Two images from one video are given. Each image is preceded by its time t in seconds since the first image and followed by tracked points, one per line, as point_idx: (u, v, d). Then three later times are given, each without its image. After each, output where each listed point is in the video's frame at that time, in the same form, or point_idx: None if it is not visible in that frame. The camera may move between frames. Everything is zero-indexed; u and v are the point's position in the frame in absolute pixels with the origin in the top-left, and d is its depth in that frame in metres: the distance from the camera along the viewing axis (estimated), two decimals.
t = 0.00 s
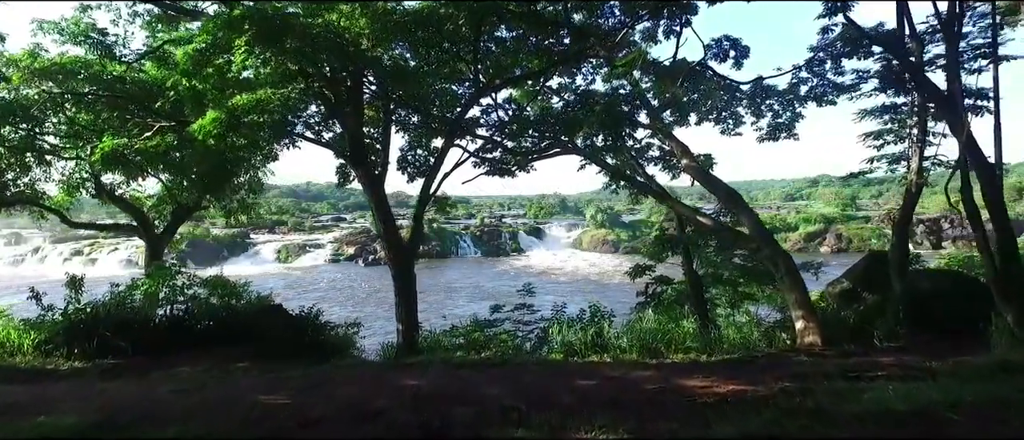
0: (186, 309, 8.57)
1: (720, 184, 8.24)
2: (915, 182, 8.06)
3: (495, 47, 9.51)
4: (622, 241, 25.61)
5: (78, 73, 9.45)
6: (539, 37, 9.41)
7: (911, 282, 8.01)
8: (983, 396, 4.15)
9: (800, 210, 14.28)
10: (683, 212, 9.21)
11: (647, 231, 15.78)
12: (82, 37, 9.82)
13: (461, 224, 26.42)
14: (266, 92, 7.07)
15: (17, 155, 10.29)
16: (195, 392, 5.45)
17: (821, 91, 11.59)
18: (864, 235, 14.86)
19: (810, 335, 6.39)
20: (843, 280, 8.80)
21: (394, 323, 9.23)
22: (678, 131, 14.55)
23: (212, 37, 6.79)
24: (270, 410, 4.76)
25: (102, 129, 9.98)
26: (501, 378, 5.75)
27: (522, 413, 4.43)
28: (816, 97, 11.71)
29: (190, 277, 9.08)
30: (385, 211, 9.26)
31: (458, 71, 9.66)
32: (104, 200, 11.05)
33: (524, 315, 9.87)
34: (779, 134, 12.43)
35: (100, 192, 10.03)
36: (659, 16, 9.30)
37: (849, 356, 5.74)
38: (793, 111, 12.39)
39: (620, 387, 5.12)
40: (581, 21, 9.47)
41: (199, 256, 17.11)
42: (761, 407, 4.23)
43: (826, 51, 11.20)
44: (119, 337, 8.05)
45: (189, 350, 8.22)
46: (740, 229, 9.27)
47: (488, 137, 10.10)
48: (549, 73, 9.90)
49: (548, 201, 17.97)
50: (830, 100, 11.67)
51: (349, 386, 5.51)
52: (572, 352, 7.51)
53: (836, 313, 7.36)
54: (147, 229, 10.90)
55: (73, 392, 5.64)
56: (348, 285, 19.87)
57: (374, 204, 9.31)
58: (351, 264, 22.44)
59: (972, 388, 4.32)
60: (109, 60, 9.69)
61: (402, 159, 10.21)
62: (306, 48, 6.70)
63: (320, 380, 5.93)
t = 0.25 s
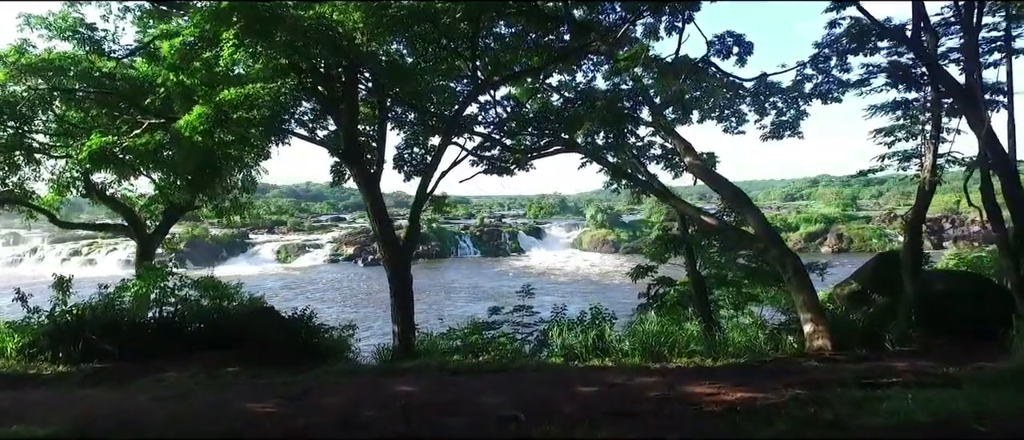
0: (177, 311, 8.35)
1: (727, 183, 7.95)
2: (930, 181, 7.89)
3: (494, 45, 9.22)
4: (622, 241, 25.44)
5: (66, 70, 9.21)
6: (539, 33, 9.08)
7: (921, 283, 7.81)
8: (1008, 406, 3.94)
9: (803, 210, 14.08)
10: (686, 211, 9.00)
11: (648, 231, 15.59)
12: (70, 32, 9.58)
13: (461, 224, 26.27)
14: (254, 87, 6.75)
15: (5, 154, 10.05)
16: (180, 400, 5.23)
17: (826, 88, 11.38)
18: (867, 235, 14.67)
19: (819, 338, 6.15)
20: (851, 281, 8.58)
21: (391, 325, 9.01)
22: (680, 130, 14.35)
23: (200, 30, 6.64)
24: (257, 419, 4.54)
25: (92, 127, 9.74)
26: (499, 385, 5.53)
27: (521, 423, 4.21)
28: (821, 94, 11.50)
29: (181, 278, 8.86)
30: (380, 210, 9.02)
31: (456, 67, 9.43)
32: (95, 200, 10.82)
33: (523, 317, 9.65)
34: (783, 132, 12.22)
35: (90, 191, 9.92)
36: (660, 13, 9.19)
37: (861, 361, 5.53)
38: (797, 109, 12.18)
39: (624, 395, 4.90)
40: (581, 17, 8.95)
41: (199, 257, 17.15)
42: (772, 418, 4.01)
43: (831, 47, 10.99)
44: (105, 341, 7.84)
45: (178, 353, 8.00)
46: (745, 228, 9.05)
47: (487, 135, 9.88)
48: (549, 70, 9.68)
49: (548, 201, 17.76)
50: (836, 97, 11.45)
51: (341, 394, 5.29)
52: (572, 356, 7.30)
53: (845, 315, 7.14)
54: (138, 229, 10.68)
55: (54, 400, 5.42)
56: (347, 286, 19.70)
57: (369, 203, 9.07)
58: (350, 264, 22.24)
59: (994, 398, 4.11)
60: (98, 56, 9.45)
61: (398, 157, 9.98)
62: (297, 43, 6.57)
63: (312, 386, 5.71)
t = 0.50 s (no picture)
0: (166, 313, 8.12)
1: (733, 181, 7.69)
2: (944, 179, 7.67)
3: (493, 41, 9.08)
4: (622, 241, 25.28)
5: (53, 65, 8.97)
6: (539, 29, 8.85)
7: (932, 283, 7.60)
8: None
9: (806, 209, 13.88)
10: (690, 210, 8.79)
11: (649, 231, 15.40)
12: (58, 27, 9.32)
13: (460, 224, 26.08)
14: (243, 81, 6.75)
15: None
16: (163, 407, 5.01)
17: (831, 85, 11.17)
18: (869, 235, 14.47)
19: (829, 342, 5.93)
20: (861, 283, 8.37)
21: (386, 327, 8.79)
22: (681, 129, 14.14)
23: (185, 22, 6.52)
24: (241, 429, 4.32)
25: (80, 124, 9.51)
26: (497, 391, 5.31)
27: (519, 434, 3.99)
28: (826, 91, 11.28)
29: (172, 279, 8.65)
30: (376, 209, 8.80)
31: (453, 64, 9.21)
32: (85, 199, 10.59)
33: (522, 319, 9.42)
34: (787, 130, 12.03)
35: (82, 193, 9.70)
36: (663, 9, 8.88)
37: (873, 366, 5.31)
38: (801, 107, 11.98)
39: (627, 402, 4.68)
40: (581, 13, 8.80)
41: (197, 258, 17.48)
42: (785, 428, 3.79)
43: (837, 44, 10.78)
44: (90, 344, 7.60)
45: (167, 357, 7.77)
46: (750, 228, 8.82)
47: (485, 133, 9.66)
48: (548, 67, 9.46)
49: (548, 201, 17.57)
50: (840, 94, 11.25)
51: (332, 400, 5.08)
52: (572, 360, 7.08)
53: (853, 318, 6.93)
54: (129, 229, 10.44)
55: (32, 407, 5.20)
56: (347, 286, 19.46)
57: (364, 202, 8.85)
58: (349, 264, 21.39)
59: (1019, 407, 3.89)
60: (86, 51, 9.20)
61: (394, 155, 9.76)
62: (288, 35, 6.42)
63: (302, 392, 5.50)
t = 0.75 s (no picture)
0: (154, 315, 7.91)
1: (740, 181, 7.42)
2: (962, 177, 7.48)
3: (491, 37, 8.77)
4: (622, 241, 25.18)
5: (41, 62, 8.70)
6: (538, 26, 8.50)
7: (947, 285, 7.43)
8: None
9: (809, 209, 13.73)
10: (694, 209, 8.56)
11: (649, 231, 15.23)
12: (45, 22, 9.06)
13: (461, 224, 25.96)
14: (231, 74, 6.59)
15: None
16: (143, 417, 4.78)
17: (837, 82, 10.95)
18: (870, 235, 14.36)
19: (841, 346, 5.69)
20: (872, 284, 8.22)
21: (382, 330, 8.54)
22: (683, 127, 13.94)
23: (169, 14, 6.30)
24: None
25: (69, 122, 9.26)
26: (494, 398, 5.09)
27: None
28: (832, 88, 11.07)
29: (162, 280, 8.43)
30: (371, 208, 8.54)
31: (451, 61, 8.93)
32: (75, 198, 10.36)
33: (522, 322, 9.20)
34: (792, 128, 11.81)
35: (74, 194, 9.84)
36: (664, 4, 8.73)
37: (888, 372, 5.07)
38: (806, 105, 11.76)
39: (630, 411, 4.45)
40: (582, 8, 8.55)
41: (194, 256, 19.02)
42: None
43: (843, 39, 10.56)
44: (74, 348, 7.43)
45: (155, 360, 7.56)
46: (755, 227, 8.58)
47: (484, 130, 9.44)
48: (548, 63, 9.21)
49: (548, 201, 17.44)
50: (847, 91, 11.02)
51: (322, 409, 4.85)
52: (572, 364, 6.86)
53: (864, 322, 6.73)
54: (119, 230, 10.22)
55: (7, 417, 4.96)
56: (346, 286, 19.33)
57: (359, 201, 8.60)
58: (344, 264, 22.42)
59: None
60: (74, 47, 8.93)
61: (390, 153, 9.54)
62: (278, 28, 6.21)
63: (289, 399, 5.26)
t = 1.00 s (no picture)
0: (142, 318, 7.69)
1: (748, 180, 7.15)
2: (979, 174, 7.25)
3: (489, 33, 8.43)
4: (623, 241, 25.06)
5: (27, 57, 8.46)
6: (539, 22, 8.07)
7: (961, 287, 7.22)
8: None
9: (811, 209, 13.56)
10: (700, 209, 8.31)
11: (651, 232, 15.02)
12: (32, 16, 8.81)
13: (461, 224, 25.82)
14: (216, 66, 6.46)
15: None
16: (121, 426, 4.54)
17: (843, 79, 10.73)
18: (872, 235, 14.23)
19: (853, 351, 5.46)
20: (882, 286, 8.01)
21: (376, 333, 8.29)
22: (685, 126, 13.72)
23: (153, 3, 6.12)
24: None
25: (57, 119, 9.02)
26: (491, 406, 4.85)
27: None
28: (838, 85, 10.86)
29: (152, 281, 8.22)
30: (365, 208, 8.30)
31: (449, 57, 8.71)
32: (64, 198, 10.12)
33: (520, 324, 8.98)
34: (796, 126, 11.62)
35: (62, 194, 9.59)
36: None
37: (905, 379, 4.83)
38: (811, 102, 11.54)
39: (635, 420, 4.21)
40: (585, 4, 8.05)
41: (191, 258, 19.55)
42: None
43: (850, 35, 10.35)
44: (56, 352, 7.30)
45: (144, 364, 7.35)
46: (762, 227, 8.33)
47: (482, 127, 9.16)
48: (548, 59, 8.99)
49: (547, 201, 17.28)
50: (853, 88, 10.80)
51: (309, 418, 4.60)
52: (574, 368, 6.64)
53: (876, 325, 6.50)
54: (109, 230, 9.99)
55: None
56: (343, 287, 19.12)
57: (353, 200, 8.37)
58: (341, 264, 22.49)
59: None
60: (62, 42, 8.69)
61: (386, 151, 9.31)
62: (266, 19, 5.90)
63: (277, 408, 5.01)
